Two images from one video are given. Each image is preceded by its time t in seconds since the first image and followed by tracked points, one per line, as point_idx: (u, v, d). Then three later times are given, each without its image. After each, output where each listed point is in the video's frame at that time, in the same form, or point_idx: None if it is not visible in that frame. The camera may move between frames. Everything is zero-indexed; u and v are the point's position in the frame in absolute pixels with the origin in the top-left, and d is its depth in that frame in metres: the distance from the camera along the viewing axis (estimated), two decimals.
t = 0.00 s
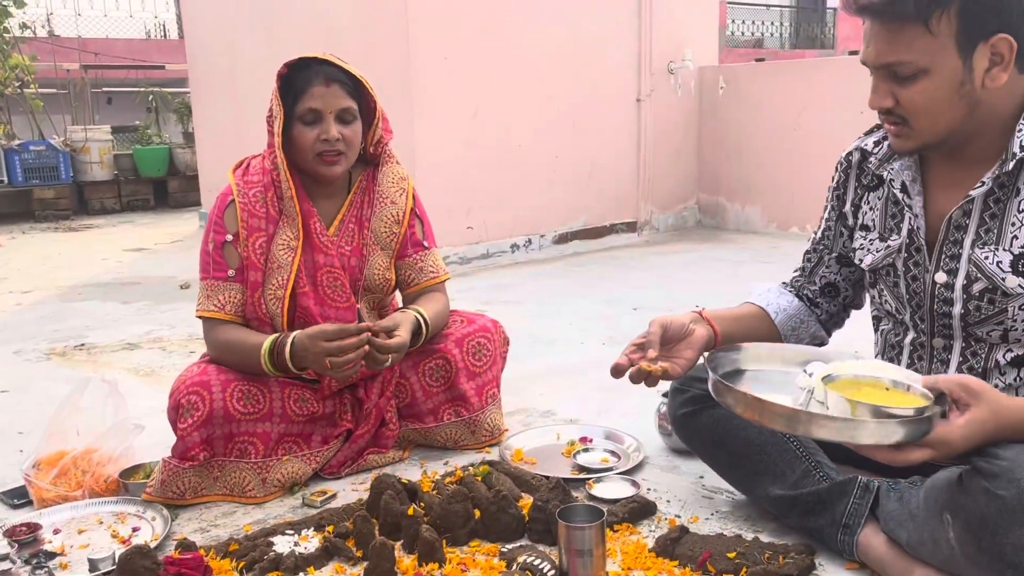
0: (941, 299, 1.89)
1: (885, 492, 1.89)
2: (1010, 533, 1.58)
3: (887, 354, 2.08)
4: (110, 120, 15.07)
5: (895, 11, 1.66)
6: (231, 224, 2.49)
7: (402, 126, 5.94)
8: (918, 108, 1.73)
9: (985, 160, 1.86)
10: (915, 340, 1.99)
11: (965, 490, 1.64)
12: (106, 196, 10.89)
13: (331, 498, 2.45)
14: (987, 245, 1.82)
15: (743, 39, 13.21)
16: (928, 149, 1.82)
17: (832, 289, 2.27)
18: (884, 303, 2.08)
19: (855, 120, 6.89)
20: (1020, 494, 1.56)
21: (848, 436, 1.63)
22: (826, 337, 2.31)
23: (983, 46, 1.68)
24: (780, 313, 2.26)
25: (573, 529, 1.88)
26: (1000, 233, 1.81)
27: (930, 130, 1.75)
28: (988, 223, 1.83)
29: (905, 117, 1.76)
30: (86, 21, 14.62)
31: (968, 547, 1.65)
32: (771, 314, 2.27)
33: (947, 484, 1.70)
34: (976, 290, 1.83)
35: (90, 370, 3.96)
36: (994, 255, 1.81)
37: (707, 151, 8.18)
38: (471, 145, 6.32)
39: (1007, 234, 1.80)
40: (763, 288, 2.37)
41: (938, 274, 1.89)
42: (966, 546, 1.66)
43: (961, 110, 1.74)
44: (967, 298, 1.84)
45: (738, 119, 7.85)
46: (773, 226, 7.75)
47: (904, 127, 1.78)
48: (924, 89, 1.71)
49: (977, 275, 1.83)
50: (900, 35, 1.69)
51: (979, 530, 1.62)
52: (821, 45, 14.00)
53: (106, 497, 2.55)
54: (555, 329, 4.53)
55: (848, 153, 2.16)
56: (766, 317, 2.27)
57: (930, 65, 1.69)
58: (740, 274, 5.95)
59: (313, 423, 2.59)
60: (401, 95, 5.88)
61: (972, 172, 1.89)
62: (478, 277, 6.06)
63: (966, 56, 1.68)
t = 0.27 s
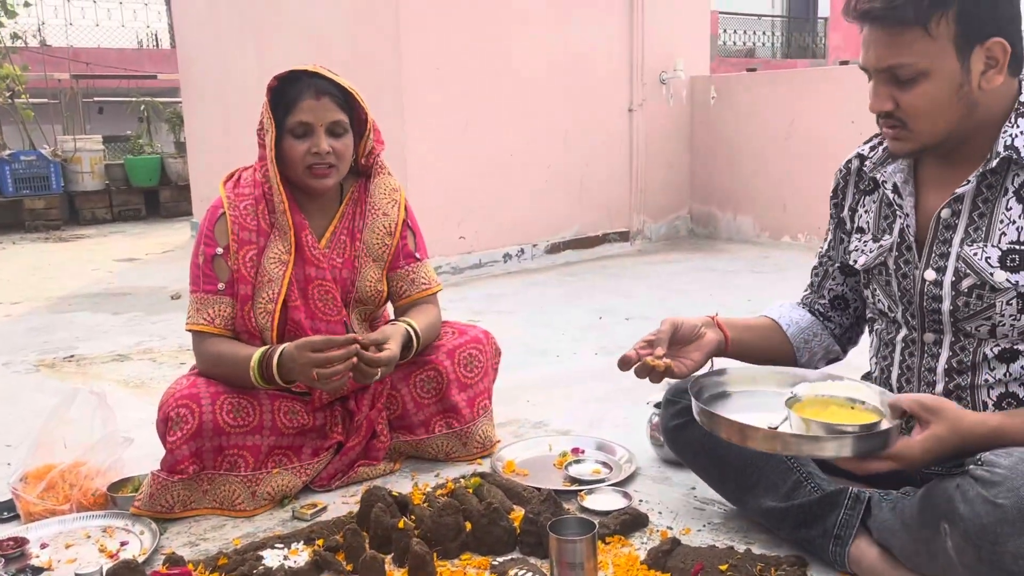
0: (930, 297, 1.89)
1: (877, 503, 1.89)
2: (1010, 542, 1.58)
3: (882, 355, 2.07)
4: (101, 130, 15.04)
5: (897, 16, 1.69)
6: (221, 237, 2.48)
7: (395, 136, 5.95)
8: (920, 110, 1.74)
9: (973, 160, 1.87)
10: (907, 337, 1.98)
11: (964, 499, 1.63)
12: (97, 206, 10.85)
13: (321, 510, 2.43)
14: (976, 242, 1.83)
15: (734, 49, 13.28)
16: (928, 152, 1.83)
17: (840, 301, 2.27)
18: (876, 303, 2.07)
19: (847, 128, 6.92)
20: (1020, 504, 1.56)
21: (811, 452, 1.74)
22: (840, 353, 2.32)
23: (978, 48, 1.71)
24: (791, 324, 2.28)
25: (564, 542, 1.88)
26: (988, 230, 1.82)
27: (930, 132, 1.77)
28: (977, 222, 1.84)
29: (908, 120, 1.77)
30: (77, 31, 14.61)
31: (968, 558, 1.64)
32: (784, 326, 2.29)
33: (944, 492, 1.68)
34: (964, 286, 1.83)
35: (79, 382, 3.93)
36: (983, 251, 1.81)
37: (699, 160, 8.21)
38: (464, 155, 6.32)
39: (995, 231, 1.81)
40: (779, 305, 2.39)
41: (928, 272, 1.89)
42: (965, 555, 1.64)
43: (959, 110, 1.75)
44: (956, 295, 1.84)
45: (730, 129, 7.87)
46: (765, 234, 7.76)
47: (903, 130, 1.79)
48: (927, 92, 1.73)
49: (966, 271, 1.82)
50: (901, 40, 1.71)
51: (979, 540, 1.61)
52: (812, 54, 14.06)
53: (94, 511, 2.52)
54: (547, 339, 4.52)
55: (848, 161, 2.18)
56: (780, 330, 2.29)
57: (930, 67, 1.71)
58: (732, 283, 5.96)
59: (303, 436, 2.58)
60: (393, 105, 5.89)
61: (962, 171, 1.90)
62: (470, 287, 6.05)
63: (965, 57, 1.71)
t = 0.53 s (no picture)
0: (909, 304, 1.88)
1: (868, 511, 1.88)
2: (1006, 555, 1.57)
3: (867, 361, 2.07)
4: (92, 138, 14.99)
5: (892, 28, 1.68)
6: (213, 245, 2.46)
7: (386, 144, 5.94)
8: (921, 121, 1.72)
9: (949, 168, 1.87)
10: (890, 342, 1.98)
11: (959, 510, 1.63)
12: (88, 214, 10.81)
13: (312, 520, 2.41)
14: (953, 250, 1.82)
15: (726, 57, 13.34)
16: (926, 164, 1.81)
17: (834, 310, 2.30)
18: (860, 310, 2.08)
19: (838, 137, 6.94)
20: (1016, 515, 1.56)
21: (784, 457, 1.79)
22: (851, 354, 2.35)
23: (967, 55, 1.71)
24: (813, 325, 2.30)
25: (556, 551, 1.88)
26: (964, 237, 1.81)
27: (931, 142, 1.75)
28: (954, 229, 1.83)
29: (910, 132, 1.74)
30: (68, 39, 14.59)
31: (964, 569, 1.63)
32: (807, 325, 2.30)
33: (939, 505, 1.69)
34: (942, 293, 1.82)
35: (69, 391, 3.90)
36: (959, 259, 1.80)
37: (691, 168, 8.22)
38: (455, 163, 6.32)
39: (971, 238, 1.80)
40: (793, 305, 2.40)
41: (906, 279, 1.89)
42: (962, 566, 1.63)
43: (955, 117, 1.75)
44: (933, 302, 1.83)
45: (721, 137, 7.90)
46: (757, 242, 7.78)
47: (905, 145, 1.77)
48: (927, 103, 1.71)
49: (943, 278, 1.81)
50: (895, 52, 1.69)
51: (974, 552, 1.60)
52: (803, 63, 14.14)
53: (83, 521, 2.50)
54: (540, 347, 4.51)
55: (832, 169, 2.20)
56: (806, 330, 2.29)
57: (932, 78, 1.70)
58: (724, 291, 5.97)
59: (294, 445, 2.56)
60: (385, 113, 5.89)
61: (940, 179, 1.90)
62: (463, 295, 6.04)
63: (958, 64, 1.71)
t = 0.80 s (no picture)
0: (897, 317, 1.88)
1: (860, 516, 1.88)
2: (998, 563, 1.58)
3: (859, 370, 2.07)
4: (82, 144, 14.94)
5: (855, 50, 1.67)
6: (204, 250, 2.45)
7: (378, 151, 5.94)
8: (883, 140, 1.73)
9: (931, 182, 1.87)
10: (881, 352, 1.98)
11: (951, 519, 1.64)
12: (78, 221, 10.77)
13: (303, 528, 2.40)
14: (938, 263, 1.82)
15: (717, 64, 13.40)
16: (894, 178, 1.82)
17: (826, 320, 2.30)
18: (850, 320, 2.08)
19: (828, 144, 6.97)
20: (1008, 524, 1.56)
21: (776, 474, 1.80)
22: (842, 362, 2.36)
23: (938, 77, 1.70)
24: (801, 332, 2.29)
25: (548, 557, 1.88)
26: (949, 250, 1.81)
27: (895, 160, 1.76)
28: (938, 243, 1.83)
29: (873, 150, 1.75)
30: (59, 45, 14.57)
31: None
32: (799, 334, 2.29)
33: (931, 513, 1.69)
34: (929, 307, 1.82)
35: (58, 398, 3.88)
36: (945, 272, 1.80)
37: (683, 175, 8.25)
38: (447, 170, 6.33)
39: (955, 251, 1.80)
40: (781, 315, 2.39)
41: (893, 294, 1.89)
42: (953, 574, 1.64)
43: (922, 137, 1.74)
44: (921, 315, 1.83)
45: (712, 144, 7.93)
46: (748, 249, 7.81)
47: (869, 160, 1.78)
48: (890, 122, 1.71)
49: (929, 292, 1.82)
50: (860, 73, 1.69)
51: (968, 561, 1.60)
52: (794, 71, 14.20)
53: (72, 529, 2.47)
54: (532, 353, 4.51)
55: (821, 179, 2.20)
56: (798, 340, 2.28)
57: (894, 99, 1.69)
58: (716, 297, 5.98)
59: (286, 451, 2.55)
60: (377, 120, 5.89)
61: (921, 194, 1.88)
62: (455, 302, 6.04)
63: (926, 86, 1.70)
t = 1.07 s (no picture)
0: (881, 330, 1.89)
1: (853, 520, 1.88)
2: (992, 566, 1.58)
3: (852, 378, 2.08)
4: (74, 148, 14.89)
5: (792, 72, 1.77)
6: (197, 255, 2.45)
7: (371, 156, 5.94)
8: (821, 158, 1.81)
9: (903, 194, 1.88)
10: (870, 360, 1.98)
11: (944, 522, 1.64)
12: (70, 225, 10.74)
13: (295, 533, 2.39)
14: (916, 275, 1.83)
15: (709, 70, 13.44)
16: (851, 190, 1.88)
17: (820, 336, 2.31)
18: (839, 333, 2.09)
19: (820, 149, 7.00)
20: (1000, 527, 1.56)
21: (765, 483, 1.82)
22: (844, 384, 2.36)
23: (874, 103, 1.73)
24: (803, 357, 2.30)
25: (541, 562, 1.88)
26: (926, 261, 1.82)
27: (837, 178, 1.83)
28: (915, 255, 1.84)
29: (815, 166, 1.84)
30: (52, 49, 14.55)
31: None
32: (802, 358, 2.30)
33: (924, 516, 1.69)
34: (912, 318, 1.82)
35: (49, 403, 3.87)
36: (923, 283, 1.81)
37: (676, 180, 8.27)
38: (440, 174, 6.33)
39: (931, 262, 1.81)
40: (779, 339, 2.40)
41: (875, 307, 1.89)
42: None
43: (862, 159, 1.80)
44: (904, 327, 1.84)
45: (705, 149, 7.95)
46: (741, 253, 7.82)
47: (816, 174, 1.86)
48: (825, 143, 1.79)
49: (910, 304, 1.82)
50: (796, 95, 1.78)
51: (962, 564, 1.61)
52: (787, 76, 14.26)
53: (63, 535, 2.46)
54: (525, 357, 4.51)
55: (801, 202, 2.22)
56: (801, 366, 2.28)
57: (827, 120, 1.77)
58: (709, 302, 5.99)
59: (278, 456, 2.54)
60: (370, 124, 5.89)
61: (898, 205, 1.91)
62: (448, 306, 6.03)
63: (859, 114, 1.74)
